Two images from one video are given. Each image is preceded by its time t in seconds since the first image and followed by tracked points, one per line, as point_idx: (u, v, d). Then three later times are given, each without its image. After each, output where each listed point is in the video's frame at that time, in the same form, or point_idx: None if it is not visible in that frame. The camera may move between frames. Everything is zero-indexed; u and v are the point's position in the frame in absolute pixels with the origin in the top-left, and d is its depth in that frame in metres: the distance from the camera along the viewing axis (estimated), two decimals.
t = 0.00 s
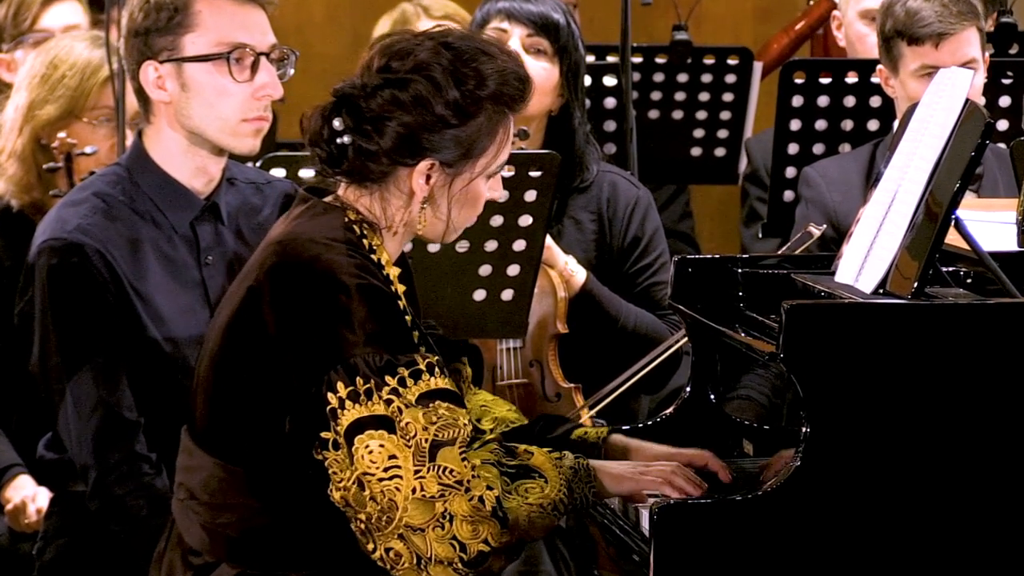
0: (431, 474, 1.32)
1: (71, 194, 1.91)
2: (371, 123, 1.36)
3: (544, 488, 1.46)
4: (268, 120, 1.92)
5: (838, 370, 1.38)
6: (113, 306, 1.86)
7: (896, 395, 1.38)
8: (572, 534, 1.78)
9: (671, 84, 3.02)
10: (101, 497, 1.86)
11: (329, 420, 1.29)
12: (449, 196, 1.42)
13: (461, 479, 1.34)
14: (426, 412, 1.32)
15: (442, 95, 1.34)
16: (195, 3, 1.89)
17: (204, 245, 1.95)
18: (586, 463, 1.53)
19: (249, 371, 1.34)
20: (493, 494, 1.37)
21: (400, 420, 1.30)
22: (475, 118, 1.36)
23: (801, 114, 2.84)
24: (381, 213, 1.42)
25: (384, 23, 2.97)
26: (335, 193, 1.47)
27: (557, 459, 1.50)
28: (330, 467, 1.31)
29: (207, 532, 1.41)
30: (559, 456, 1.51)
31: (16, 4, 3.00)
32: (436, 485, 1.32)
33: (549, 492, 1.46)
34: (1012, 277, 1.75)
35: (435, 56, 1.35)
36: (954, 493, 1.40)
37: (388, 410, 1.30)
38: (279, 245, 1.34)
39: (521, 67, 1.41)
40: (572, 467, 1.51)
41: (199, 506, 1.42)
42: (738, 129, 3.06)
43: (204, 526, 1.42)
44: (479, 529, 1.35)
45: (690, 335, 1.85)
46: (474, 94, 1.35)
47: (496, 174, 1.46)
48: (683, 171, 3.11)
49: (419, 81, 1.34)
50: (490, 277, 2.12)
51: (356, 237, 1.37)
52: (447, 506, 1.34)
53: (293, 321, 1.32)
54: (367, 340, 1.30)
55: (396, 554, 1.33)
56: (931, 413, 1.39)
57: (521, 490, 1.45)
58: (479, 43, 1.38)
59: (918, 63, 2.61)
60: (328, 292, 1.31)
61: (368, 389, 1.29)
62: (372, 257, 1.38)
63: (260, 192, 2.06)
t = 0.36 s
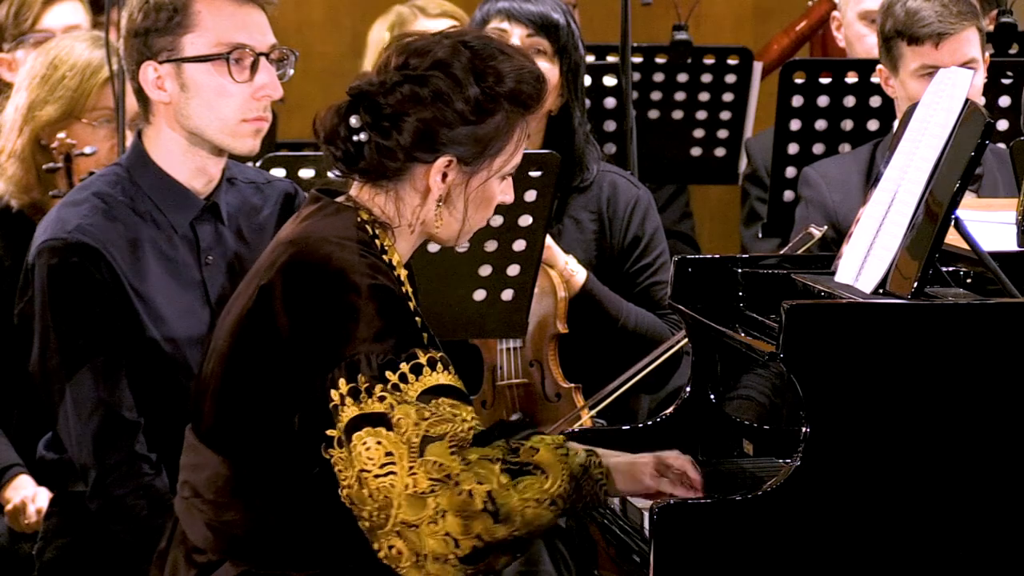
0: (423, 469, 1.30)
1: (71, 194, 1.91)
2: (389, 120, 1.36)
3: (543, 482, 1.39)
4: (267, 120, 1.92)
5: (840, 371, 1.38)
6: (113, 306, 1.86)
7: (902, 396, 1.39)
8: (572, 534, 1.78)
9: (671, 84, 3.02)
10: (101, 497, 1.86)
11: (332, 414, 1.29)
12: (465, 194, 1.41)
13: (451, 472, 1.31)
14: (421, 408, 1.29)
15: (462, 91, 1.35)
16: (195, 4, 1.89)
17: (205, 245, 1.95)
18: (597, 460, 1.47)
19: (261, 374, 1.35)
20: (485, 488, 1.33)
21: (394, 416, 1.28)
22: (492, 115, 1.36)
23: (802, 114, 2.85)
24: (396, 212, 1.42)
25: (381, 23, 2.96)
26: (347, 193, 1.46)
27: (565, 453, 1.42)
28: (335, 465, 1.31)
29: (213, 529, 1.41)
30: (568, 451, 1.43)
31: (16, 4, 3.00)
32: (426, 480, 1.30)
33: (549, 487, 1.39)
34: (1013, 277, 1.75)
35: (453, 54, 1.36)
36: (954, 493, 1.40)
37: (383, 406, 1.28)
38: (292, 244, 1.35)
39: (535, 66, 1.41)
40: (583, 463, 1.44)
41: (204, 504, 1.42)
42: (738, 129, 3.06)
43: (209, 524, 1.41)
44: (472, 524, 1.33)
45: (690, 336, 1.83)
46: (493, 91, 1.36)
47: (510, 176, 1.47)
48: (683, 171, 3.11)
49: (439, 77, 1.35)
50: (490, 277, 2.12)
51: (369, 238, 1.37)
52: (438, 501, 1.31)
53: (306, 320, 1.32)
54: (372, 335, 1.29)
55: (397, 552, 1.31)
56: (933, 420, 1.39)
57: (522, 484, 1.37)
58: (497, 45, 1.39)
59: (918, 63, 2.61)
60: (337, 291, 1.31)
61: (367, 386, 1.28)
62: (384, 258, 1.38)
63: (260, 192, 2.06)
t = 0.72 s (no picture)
0: (410, 441, 1.33)
1: (71, 195, 1.91)
2: (405, 105, 1.36)
3: (529, 461, 1.45)
4: (269, 122, 1.92)
5: (840, 370, 1.38)
6: (113, 306, 1.87)
7: (897, 387, 1.38)
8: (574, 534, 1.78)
9: (671, 84, 3.02)
10: (101, 498, 1.87)
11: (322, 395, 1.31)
12: (479, 182, 1.43)
13: (437, 442, 1.35)
14: (414, 382, 1.32)
15: (481, 76, 1.36)
16: (198, 4, 1.89)
17: (205, 245, 1.95)
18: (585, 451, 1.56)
19: (264, 368, 1.34)
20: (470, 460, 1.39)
21: (382, 393, 1.30)
22: (507, 102, 1.38)
23: (802, 114, 2.85)
24: (407, 201, 1.42)
25: (379, 21, 2.95)
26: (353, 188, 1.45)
27: (553, 441, 1.50)
28: (326, 450, 1.32)
29: (218, 526, 1.41)
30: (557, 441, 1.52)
31: (16, 4, 3.00)
32: (413, 452, 1.34)
33: (534, 466, 1.45)
34: (1013, 277, 1.75)
35: (469, 40, 1.37)
36: (954, 493, 1.40)
37: (374, 385, 1.30)
38: (297, 236, 1.35)
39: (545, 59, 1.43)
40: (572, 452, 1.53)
41: (210, 500, 1.42)
42: (738, 129, 3.06)
43: (215, 520, 1.41)
44: (456, 496, 1.38)
45: (690, 335, 1.85)
46: (510, 76, 1.37)
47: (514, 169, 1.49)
48: (683, 171, 3.11)
49: (456, 62, 1.36)
50: (490, 277, 2.12)
51: (373, 229, 1.37)
52: (426, 474, 1.36)
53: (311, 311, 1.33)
54: (370, 322, 1.30)
55: (384, 532, 1.36)
56: (930, 405, 1.39)
57: (508, 461, 1.44)
58: (507, 35, 1.41)
59: (918, 63, 2.61)
60: (335, 286, 1.32)
61: (359, 367, 1.29)
62: (388, 249, 1.37)
63: (260, 192, 2.06)
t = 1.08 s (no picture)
0: (444, 428, 1.29)
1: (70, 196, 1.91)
2: (394, 91, 1.37)
3: (562, 453, 1.43)
4: (270, 126, 1.92)
5: (841, 370, 1.38)
6: (113, 306, 1.87)
7: (906, 383, 1.39)
8: (575, 532, 1.78)
9: (672, 84, 3.02)
10: (102, 498, 1.87)
11: (349, 385, 1.29)
12: (472, 166, 1.41)
13: (473, 430, 1.30)
14: (443, 370, 1.29)
15: (470, 60, 1.35)
16: (201, 6, 1.89)
17: (206, 246, 1.95)
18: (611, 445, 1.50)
19: (271, 365, 1.35)
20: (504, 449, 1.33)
21: (415, 379, 1.28)
22: (497, 84, 1.37)
23: (802, 114, 2.84)
24: (400, 187, 1.42)
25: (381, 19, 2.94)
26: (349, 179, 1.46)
27: (582, 435, 1.47)
28: (352, 437, 1.30)
29: (227, 521, 1.41)
30: (586, 434, 1.48)
31: (17, 4, 3.00)
32: (449, 439, 1.29)
33: (568, 457, 1.43)
34: (1014, 277, 1.75)
35: (454, 24, 1.37)
36: (954, 493, 1.40)
37: (404, 370, 1.28)
38: (297, 234, 1.34)
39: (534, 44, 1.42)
40: (597, 446, 1.47)
41: (217, 498, 1.41)
42: (739, 129, 3.06)
43: (224, 515, 1.41)
44: (492, 485, 1.32)
45: (691, 336, 1.85)
46: (499, 58, 1.36)
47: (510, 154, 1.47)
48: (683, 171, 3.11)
49: (444, 45, 1.36)
50: (490, 277, 2.12)
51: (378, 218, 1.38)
52: (460, 461, 1.30)
53: (325, 307, 1.32)
54: (390, 310, 1.29)
55: (415, 520, 1.31)
56: (934, 403, 1.39)
57: (540, 454, 1.41)
58: (496, 19, 1.41)
59: (918, 63, 2.61)
60: (343, 280, 1.32)
61: (387, 354, 1.27)
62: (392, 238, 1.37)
63: (261, 192, 2.06)
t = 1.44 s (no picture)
0: (434, 434, 1.29)
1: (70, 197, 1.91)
2: (383, 86, 1.37)
3: (556, 453, 1.40)
4: (273, 127, 1.92)
5: (841, 370, 1.38)
6: (114, 306, 1.87)
7: (903, 380, 1.39)
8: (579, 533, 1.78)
9: (673, 84, 3.02)
10: (104, 498, 1.87)
11: (341, 389, 1.31)
12: (460, 165, 1.41)
13: (462, 436, 1.30)
14: (432, 372, 1.30)
15: (459, 57, 1.35)
16: (205, 7, 1.89)
17: (208, 246, 1.95)
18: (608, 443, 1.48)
19: (265, 360, 1.36)
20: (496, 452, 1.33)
21: (404, 382, 1.29)
22: (487, 80, 1.37)
23: (803, 115, 2.84)
24: (390, 183, 1.42)
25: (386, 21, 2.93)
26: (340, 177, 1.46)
27: (577, 431, 1.46)
28: (345, 440, 1.32)
29: (224, 520, 1.42)
30: (581, 431, 1.46)
31: (18, 4, 3.01)
32: (438, 444, 1.29)
33: (561, 458, 1.40)
34: (1015, 276, 1.75)
35: (446, 20, 1.37)
36: (955, 492, 1.40)
37: (392, 374, 1.29)
38: (288, 234, 1.34)
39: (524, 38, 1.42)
40: (594, 445, 1.46)
41: (214, 497, 1.42)
42: (740, 129, 3.06)
43: (220, 515, 1.42)
44: (482, 489, 1.32)
45: (692, 335, 1.85)
46: (488, 55, 1.36)
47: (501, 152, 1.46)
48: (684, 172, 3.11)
49: (434, 40, 1.36)
50: (492, 277, 2.12)
51: (367, 215, 1.37)
52: (450, 466, 1.30)
53: (313, 300, 1.33)
54: (379, 307, 1.31)
55: (409, 523, 1.32)
56: (932, 398, 1.39)
57: (533, 454, 1.39)
58: (489, 16, 1.40)
59: (919, 64, 2.61)
60: (336, 272, 1.32)
61: (377, 357, 1.29)
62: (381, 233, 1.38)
63: (263, 193, 2.06)
